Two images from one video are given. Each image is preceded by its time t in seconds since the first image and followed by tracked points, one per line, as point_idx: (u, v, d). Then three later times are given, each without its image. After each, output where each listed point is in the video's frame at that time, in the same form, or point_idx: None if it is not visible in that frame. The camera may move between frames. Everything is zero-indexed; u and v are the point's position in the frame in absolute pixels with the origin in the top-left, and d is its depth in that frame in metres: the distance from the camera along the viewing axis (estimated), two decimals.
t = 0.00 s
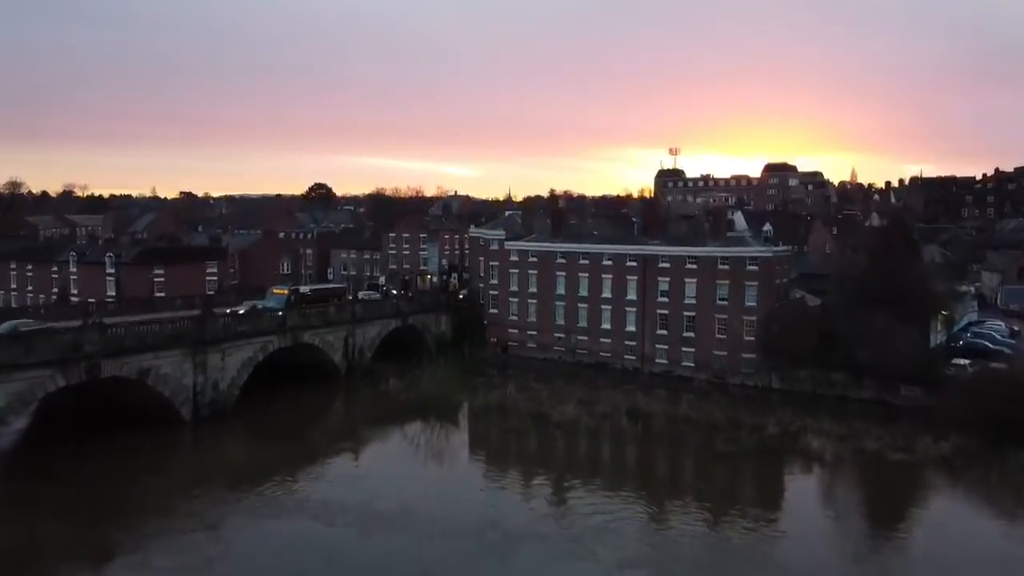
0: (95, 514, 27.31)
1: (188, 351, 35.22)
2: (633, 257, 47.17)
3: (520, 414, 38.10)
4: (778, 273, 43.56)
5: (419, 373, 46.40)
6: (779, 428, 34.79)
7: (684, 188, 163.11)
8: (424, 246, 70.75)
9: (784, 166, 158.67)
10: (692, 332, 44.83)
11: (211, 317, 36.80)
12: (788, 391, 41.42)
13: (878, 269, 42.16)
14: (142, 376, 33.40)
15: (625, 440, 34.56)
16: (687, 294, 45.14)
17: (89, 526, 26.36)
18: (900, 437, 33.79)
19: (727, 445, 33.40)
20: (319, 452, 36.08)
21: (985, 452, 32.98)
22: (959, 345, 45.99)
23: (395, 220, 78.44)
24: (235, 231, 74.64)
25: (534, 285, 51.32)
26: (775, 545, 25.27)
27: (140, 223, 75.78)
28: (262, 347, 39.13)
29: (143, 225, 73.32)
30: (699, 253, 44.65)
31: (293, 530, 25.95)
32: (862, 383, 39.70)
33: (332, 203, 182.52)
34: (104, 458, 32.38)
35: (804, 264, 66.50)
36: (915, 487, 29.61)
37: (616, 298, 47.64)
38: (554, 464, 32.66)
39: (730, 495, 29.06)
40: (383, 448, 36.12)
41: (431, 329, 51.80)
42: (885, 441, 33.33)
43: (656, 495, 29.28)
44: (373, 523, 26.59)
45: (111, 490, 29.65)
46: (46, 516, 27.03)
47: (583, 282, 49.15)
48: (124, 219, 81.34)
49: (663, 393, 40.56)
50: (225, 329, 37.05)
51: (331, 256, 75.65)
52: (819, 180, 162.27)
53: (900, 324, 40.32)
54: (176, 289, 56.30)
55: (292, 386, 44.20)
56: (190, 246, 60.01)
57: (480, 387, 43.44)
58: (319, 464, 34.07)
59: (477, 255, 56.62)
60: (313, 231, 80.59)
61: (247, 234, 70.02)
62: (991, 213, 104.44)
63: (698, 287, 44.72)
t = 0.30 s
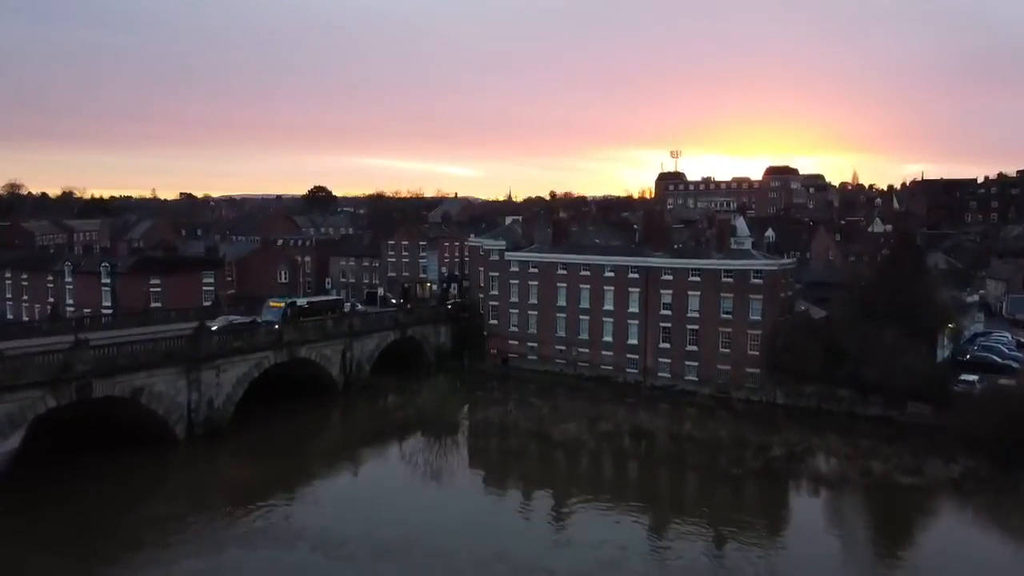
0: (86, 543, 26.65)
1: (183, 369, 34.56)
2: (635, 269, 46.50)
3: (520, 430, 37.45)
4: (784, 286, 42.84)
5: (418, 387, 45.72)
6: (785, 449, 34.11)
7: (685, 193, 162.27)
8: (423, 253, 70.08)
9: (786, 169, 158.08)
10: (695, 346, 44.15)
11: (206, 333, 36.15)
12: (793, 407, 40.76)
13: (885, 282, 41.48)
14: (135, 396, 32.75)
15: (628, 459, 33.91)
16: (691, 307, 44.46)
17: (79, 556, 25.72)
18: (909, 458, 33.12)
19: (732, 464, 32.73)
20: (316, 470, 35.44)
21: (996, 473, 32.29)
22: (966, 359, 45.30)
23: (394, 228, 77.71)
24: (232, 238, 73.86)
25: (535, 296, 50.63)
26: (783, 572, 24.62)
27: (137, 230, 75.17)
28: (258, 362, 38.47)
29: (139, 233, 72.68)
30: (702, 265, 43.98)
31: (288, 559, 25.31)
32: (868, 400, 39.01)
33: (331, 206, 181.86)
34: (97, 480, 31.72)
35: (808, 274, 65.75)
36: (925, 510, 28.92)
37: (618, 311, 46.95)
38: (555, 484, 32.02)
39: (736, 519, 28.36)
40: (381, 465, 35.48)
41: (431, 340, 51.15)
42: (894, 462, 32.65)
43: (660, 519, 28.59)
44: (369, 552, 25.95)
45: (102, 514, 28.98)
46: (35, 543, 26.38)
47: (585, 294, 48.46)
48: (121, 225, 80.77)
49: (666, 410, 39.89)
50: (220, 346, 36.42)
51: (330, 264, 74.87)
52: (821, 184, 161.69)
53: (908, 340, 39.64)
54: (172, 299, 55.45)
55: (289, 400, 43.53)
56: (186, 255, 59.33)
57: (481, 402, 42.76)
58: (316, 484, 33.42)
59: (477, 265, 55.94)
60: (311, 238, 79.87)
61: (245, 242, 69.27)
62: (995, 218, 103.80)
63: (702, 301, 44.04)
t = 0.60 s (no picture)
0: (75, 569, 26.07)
1: (176, 387, 33.99)
2: (637, 281, 45.83)
3: (520, 448, 36.77)
4: (788, 300, 42.17)
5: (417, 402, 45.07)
6: (790, 470, 33.47)
7: (686, 197, 161.58)
8: (423, 261, 69.49)
9: (788, 173, 157.56)
10: (698, 360, 43.52)
11: (201, 351, 35.56)
12: (797, 424, 40.11)
13: (891, 296, 40.80)
14: (128, 416, 32.21)
15: (629, 479, 33.29)
16: (693, 321, 43.82)
17: None
18: (916, 480, 32.48)
19: (736, 485, 32.09)
20: (312, 488, 34.83)
21: (1007, 494, 31.62)
22: (973, 373, 44.65)
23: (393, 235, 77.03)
24: (230, 247, 73.39)
25: (535, 308, 49.95)
26: None
27: (134, 238, 74.74)
28: (254, 379, 37.88)
29: (136, 240, 72.09)
30: (705, 278, 43.33)
31: None
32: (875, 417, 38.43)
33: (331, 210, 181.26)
34: (89, 503, 31.12)
35: (812, 283, 65.08)
36: (934, 533, 28.25)
37: (620, 323, 46.30)
38: (555, 504, 31.42)
39: (741, 543, 27.74)
40: (378, 483, 34.89)
41: (429, 353, 50.54)
42: (901, 484, 32.03)
43: (662, 542, 28.00)
44: None
45: (92, 539, 28.39)
46: (23, 570, 25.79)
47: (586, 306, 47.76)
48: (119, 232, 80.31)
49: (669, 427, 39.27)
50: (214, 364, 35.88)
51: (329, 271, 74.21)
52: (823, 188, 161.14)
53: (915, 356, 38.97)
54: (168, 310, 54.80)
55: (286, 415, 42.92)
56: (183, 265, 58.75)
57: (481, 418, 42.11)
58: (312, 505, 32.79)
59: (477, 276, 55.28)
60: (311, 245, 79.27)
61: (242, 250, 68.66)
62: (998, 224, 103.14)
63: (705, 314, 43.40)
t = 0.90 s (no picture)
0: None
1: (171, 407, 33.45)
2: (639, 294, 45.18)
3: (521, 469, 36.16)
4: (792, 315, 41.54)
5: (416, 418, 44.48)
6: (795, 492, 32.93)
7: (687, 201, 161.06)
8: (422, 270, 68.91)
9: (789, 176, 157.07)
10: (701, 375, 42.94)
11: (196, 370, 34.99)
12: (802, 442, 39.57)
13: (897, 311, 40.16)
14: (121, 438, 31.68)
15: (631, 501, 32.73)
16: (696, 335, 43.21)
17: None
18: (924, 504, 31.93)
19: (740, 508, 31.54)
20: (308, 509, 34.25)
21: (1017, 517, 31.05)
22: (978, 389, 44.11)
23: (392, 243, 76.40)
24: (229, 255, 72.82)
25: (536, 320, 49.28)
26: None
27: (132, 245, 74.18)
28: (250, 397, 37.31)
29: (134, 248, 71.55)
30: (708, 293, 42.70)
31: None
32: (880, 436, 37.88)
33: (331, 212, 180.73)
34: (81, 528, 30.57)
35: (815, 292, 64.50)
36: (943, 559, 27.68)
37: (621, 337, 45.67)
38: (556, 526, 30.86)
39: (747, 568, 27.20)
40: (375, 503, 34.32)
41: (428, 366, 49.97)
42: (909, 508, 31.47)
43: (664, 567, 27.44)
44: None
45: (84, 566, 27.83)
46: None
47: (587, 319, 47.09)
48: (117, 239, 79.74)
49: (671, 445, 38.75)
50: (210, 383, 35.34)
51: (328, 279, 73.55)
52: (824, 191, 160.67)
53: (922, 374, 38.38)
54: (165, 322, 54.19)
55: (283, 431, 42.33)
56: (180, 276, 58.13)
57: (480, 435, 41.53)
58: (308, 527, 32.19)
59: (477, 287, 54.65)
60: (310, 252, 78.63)
61: (241, 259, 68.02)
62: (1001, 229, 102.72)
63: (708, 329, 42.78)
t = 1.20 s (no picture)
0: None
1: (165, 428, 32.94)
2: (641, 308, 44.58)
3: (521, 490, 35.65)
4: (797, 331, 40.95)
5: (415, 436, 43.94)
6: (800, 516, 32.45)
7: (688, 204, 160.37)
8: (422, 279, 68.33)
9: (790, 181, 156.55)
10: (704, 391, 42.39)
11: (191, 390, 34.49)
12: (806, 460, 39.04)
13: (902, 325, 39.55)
14: (114, 460, 31.16)
15: (632, 524, 32.20)
16: (699, 350, 42.67)
17: None
18: (930, 529, 31.42)
19: (743, 532, 31.04)
20: (305, 529, 33.71)
21: None
22: (984, 405, 43.59)
23: (391, 251, 75.85)
24: (227, 264, 72.33)
25: (536, 334, 48.66)
26: None
27: (129, 252, 73.69)
28: (247, 415, 36.81)
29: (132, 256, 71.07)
30: (711, 308, 42.15)
31: None
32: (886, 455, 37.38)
33: (330, 215, 180.10)
34: (73, 552, 30.03)
35: (818, 301, 63.97)
36: None
37: (623, 352, 45.08)
38: (557, 550, 30.34)
39: None
40: (373, 523, 33.80)
41: (427, 379, 49.51)
42: (916, 533, 30.96)
43: None
44: None
45: None
46: None
47: (588, 333, 46.49)
48: (115, 246, 79.27)
49: (674, 464, 38.25)
50: (206, 402, 34.85)
51: (326, 288, 72.90)
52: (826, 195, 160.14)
53: (928, 392, 37.84)
54: (162, 333, 53.66)
55: (280, 447, 41.74)
56: (177, 286, 57.55)
57: (480, 453, 40.98)
58: (303, 548, 31.64)
59: (476, 299, 54.10)
60: (309, 260, 78.01)
61: (239, 268, 67.44)
62: (1004, 236, 102.19)
63: (710, 344, 42.23)
